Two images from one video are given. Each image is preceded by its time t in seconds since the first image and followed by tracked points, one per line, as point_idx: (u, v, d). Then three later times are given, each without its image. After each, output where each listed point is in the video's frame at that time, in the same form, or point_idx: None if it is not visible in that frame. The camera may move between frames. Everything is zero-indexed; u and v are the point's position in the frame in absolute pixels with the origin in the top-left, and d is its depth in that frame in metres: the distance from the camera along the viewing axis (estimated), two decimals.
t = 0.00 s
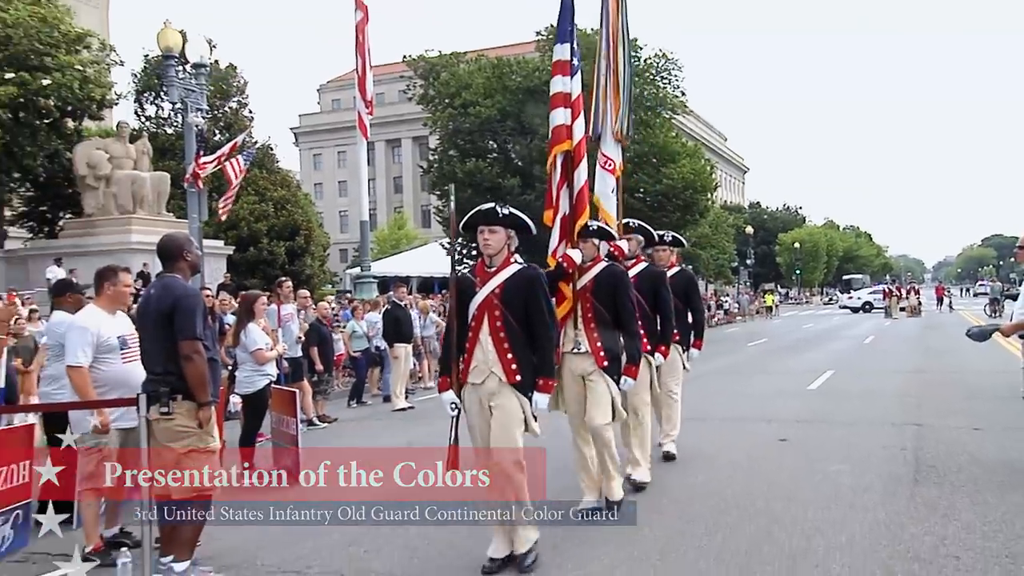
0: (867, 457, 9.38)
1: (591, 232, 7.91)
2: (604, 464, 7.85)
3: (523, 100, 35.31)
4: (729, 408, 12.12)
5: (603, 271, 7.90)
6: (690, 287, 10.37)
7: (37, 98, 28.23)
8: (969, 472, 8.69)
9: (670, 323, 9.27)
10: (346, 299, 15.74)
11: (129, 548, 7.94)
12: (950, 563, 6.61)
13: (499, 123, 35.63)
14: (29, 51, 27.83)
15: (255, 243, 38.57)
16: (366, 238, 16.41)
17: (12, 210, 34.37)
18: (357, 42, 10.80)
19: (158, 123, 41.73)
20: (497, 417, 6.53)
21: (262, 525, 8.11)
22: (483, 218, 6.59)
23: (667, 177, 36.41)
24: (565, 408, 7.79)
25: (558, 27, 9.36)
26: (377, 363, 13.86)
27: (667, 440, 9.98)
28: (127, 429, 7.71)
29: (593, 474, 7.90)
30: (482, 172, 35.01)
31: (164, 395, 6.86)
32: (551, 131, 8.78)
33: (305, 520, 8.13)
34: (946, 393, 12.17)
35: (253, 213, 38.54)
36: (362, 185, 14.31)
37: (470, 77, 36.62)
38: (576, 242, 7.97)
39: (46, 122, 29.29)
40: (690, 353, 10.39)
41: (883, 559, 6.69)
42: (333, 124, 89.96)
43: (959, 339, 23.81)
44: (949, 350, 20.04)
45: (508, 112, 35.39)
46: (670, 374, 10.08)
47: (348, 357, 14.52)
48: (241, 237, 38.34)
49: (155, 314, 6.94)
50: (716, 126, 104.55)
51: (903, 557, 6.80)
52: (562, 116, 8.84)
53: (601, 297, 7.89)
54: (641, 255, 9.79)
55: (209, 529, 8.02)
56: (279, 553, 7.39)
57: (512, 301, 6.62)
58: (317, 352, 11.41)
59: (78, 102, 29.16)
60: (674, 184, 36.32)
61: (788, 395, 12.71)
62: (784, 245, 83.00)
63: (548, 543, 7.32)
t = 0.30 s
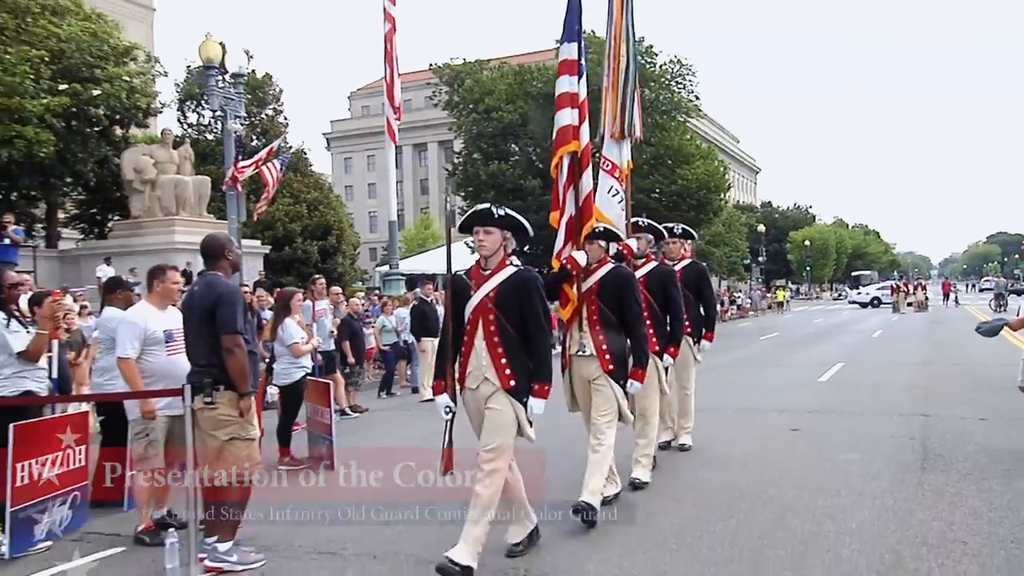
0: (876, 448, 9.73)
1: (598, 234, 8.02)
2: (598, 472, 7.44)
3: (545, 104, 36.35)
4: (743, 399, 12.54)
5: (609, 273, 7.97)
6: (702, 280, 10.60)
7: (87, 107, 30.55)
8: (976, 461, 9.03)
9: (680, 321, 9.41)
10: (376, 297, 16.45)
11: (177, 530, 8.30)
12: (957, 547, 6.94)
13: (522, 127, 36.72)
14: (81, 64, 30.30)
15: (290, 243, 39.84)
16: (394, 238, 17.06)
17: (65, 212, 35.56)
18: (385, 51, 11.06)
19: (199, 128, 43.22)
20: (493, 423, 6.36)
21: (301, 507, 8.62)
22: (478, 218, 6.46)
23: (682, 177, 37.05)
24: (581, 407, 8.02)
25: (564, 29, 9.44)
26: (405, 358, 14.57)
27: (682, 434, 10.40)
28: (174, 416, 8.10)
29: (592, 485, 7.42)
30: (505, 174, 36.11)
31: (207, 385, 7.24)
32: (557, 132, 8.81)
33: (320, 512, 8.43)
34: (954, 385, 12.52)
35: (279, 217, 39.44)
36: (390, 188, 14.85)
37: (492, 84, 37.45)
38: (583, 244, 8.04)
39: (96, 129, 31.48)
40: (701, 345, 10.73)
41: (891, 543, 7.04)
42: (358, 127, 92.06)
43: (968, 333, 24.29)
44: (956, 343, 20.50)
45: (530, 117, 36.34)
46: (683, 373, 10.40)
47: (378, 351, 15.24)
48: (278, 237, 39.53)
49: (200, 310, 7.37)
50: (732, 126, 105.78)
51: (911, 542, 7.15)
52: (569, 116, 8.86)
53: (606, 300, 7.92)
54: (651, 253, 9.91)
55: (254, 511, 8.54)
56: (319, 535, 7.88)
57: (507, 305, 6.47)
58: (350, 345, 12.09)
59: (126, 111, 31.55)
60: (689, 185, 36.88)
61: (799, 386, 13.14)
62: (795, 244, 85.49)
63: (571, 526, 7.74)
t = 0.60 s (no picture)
0: (889, 440, 10.10)
1: (607, 225, 7.97)
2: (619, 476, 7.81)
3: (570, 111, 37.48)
4: (759, 393, 12.98)
5: (620, 264, 8.00)
6: (711, 282, 10.64)
7: (139, 117, 31.54)
8: (985, 453, 9.37)
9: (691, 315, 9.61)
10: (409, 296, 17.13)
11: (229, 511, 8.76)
12: (968, 535, 7.27)
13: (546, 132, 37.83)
14: (132, 77, 30.99)
15: (326, 243, 40.87)
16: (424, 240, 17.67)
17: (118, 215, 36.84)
18: (415, 61, 11.41)
19: (240, 137, 44.86)
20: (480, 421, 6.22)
21: (341, 492, 9.16)
22: (472, 210, 6.31)
23: (700, 179, 37.96)
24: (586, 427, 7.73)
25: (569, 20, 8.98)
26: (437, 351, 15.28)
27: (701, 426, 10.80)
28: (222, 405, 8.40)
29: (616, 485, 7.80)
30: (530, 178, 37.35)
31: (252, 376, 7.65)
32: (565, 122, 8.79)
33: (356, 498, 8.97)
34: (964, 379, 12.90)
35: (314, 220, 40.57)
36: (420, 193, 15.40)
37: (518, 91, 38.92)
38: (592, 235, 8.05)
39: (147, 138, 32.46)
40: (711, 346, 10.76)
41: (904, 532, 7.38)
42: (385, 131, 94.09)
43: (978, 330, 24.85)
44: (966, 338, 21.03)
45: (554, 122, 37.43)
46: (698, 370, 10.58)
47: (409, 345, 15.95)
48: (315, 237, 40.60)
49: (245, 305, 7.80)
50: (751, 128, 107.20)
51: (924, 530, 7.49)
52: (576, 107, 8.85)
53: (615, 293, 7.95)
54: (662, 248, 10.13)
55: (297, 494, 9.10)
56: (359, 516, 8.43)
57: (498, 300, 6.28)
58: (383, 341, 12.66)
59: (174, 120, 32.39)
60: (706, 187, 37.79)
61: (812, 379, 13.63)
62: (810, 242, 88.79)
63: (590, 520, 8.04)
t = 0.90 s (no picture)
0: (896, 429, 10.51)
1: (607, 223, 7.85)
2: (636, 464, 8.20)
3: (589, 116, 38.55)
4: (771, 385, 13.45)
5: (621, 261, 7.82)
6: (714, 276, 10.70)
7: (182, 126, 32.36)
8: (988, 441, 9.77)
9: (694, 314, 9.60)
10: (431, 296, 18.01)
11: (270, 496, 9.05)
12: (973, 519, 7.62)
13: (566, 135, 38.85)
14: (177, 89, 32.25)
15: (356, 243, 42.07)
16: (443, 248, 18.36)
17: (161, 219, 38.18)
18: (439, 69, 11.95)
19: (278, 143, 47.43)
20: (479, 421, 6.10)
21: (373, 478, 9.67)
22: (453, 210, 6.13)
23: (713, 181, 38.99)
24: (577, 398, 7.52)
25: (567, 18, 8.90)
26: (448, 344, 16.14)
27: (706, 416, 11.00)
28: (261, 397, 8.64)
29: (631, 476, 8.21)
30: (549, 179, 38.35)
31: (291, 369, 7.86)
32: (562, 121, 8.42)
33: (388, 481, 9.55)
34: (968, 371, 13.34)
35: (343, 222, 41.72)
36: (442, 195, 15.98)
37: (538, 98, 40.10)
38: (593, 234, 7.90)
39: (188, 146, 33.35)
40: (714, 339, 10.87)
41: (912, 516, 7.74)
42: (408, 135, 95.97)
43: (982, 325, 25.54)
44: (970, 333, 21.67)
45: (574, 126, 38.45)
46: (700, 368, 10.66)
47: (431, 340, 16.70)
48: (345, 238, 41.71)
49: (284, 301, 8.04)
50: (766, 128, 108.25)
51: (930, 514, 7.85)
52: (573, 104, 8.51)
53: (617, 291, 7.75)
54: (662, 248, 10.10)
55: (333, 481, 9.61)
56: (393, 498, 8.99)
57: (483, 300, 6.06)
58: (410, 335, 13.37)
59: (214, 129, 33.09)
60: (718, 189, 38.98)
61: (820, 371, 14.15)
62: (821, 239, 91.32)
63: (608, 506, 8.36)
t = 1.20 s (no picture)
0: (907, 419, 10.93)
1: (602, 223, 7.70)
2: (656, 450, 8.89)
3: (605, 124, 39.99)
4: (786, 379, 13.95)
5: (617, 263, 7.71)
6: (723, 276, 10.49)
7: (224, 142, 33.88)
8: (996, 429, 10.17)
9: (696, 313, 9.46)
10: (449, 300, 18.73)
11: (314, 484, 9.60)
12: (983, 505, 7.91)
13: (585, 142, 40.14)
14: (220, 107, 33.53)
15: (386, 249, 43.37)
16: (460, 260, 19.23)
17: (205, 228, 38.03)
18: (463, 83, 12.71)
19: (312, 155, 49.55)
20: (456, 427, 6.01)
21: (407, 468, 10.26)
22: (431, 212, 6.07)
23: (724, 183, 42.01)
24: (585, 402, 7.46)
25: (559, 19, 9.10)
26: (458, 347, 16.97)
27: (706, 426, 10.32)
28: (303, 392, 9.28)
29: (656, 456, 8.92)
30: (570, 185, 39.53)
31: (330, 366, 8.39)
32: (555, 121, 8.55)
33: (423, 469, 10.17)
34: (974, 363, 13.84)
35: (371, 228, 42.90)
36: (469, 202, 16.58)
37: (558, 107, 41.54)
38: (587, 235, 7.77)
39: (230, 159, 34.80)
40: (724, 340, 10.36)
41: (924, 501, 8.03)
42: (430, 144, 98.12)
43: (988, 318, 26.24)
44: (974, 327, 22.36)
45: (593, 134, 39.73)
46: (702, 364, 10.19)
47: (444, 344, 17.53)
48: (373, 244, 43.06)
49: (322, 305, 8.57)
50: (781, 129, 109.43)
51: (942, 500, 8.15)
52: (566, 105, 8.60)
53: (612, 292, 7.66)
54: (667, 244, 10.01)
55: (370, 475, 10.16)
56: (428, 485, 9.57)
57: (462, 302, 6.00)
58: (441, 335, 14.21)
59: (253, 143, 34.37)
60: (730, 191, 42.06)
61: (831, 367, 14.65)
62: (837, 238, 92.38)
63: (630, 498, 8.41)
